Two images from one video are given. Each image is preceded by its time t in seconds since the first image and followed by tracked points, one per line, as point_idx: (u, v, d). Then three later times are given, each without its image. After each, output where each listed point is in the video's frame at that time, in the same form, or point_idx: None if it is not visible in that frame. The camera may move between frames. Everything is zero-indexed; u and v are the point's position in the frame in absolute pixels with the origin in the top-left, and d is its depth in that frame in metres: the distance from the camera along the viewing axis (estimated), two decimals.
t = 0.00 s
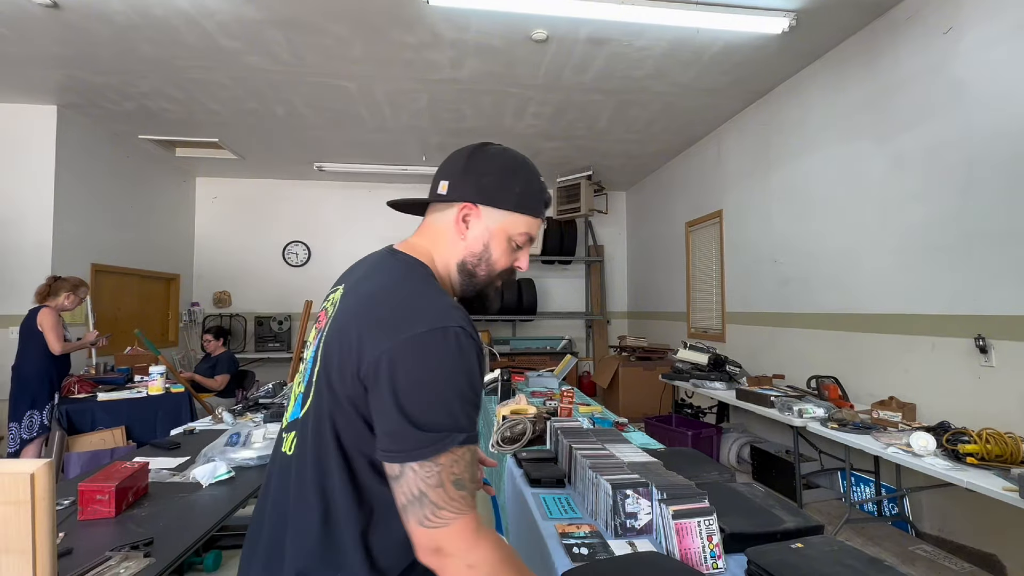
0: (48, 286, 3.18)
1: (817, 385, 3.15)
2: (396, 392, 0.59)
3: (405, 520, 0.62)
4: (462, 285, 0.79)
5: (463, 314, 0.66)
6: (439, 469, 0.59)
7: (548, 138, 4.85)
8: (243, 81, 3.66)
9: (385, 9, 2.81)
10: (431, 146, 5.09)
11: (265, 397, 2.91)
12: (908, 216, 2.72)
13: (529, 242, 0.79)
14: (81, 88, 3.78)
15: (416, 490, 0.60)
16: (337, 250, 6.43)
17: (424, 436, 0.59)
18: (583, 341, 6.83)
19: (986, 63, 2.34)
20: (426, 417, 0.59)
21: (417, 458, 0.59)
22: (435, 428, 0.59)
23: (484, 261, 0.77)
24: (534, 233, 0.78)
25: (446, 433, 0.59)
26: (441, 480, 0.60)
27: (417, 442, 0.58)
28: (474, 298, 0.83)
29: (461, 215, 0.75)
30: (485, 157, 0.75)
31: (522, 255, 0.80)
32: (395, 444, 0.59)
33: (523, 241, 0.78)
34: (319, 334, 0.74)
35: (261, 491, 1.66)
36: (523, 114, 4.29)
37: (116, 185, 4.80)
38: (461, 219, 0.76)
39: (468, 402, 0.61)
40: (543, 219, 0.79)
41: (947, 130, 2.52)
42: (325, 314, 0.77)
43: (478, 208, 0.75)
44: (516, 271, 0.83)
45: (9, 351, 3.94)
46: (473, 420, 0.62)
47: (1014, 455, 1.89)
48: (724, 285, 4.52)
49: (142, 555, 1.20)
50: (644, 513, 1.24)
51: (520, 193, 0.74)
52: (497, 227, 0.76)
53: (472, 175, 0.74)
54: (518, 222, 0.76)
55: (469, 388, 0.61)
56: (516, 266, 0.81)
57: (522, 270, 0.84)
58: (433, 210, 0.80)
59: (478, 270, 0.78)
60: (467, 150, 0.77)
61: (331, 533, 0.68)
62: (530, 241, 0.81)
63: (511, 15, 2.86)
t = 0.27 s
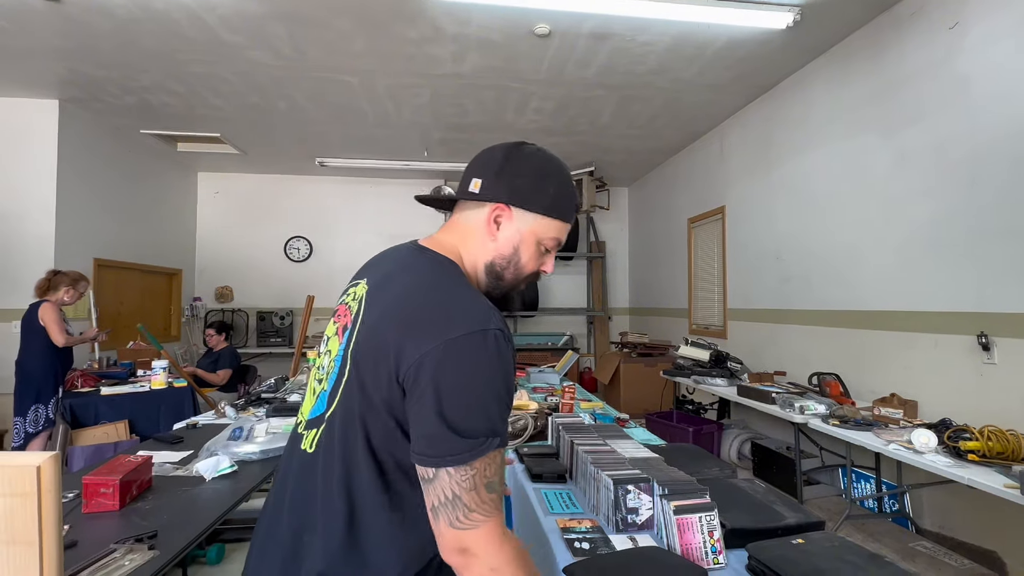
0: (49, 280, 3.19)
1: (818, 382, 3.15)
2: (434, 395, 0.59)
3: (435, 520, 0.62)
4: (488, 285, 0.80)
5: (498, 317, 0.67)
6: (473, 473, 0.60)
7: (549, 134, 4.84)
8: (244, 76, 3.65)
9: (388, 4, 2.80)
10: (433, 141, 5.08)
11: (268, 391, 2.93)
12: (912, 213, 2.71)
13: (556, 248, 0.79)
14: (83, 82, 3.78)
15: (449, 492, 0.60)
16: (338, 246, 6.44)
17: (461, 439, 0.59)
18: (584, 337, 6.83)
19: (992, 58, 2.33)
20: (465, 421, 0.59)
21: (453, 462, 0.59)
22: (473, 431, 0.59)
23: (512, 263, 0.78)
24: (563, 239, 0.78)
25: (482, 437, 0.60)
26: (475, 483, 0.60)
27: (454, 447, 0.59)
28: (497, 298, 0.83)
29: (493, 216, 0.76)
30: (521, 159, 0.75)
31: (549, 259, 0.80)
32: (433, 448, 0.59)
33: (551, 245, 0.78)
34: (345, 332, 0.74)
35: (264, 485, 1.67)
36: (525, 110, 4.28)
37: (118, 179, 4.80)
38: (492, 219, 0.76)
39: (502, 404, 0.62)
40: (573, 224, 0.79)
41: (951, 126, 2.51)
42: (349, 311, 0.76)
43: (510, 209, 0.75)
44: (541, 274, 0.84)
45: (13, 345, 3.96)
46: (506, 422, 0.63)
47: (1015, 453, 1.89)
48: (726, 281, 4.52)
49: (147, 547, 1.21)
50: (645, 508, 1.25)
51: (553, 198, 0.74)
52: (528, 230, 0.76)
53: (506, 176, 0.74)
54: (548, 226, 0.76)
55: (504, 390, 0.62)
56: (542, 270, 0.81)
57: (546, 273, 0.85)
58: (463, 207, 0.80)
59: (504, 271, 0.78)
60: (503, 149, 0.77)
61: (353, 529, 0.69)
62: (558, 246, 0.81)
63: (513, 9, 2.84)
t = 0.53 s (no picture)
0: (51, 274, 3.19)
1: (821, 377, 3.15)
2: (426, 392, 0.59)
3: (405, 520, 0.61)
4: (501, 289, 0.79)
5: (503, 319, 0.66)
6: (447, 476, 0.58)
7: (552, 128, 4.81)
8: (247, 69, 3.64)
9: None
10: (435, 135, 5.06)
11: (271, 385, 2.93)
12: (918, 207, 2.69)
13: (569, 257, 0.80)
14: (85, 76, 3.77)
15: (420, 490, 0.59)
16: (340, 240, 6.44)
17: (444, 441, 0.58)
18: (586, 332, 6.83)
19: (999, 50, 2.30)
20: (451, 421, 0.58)
21: (432, 461, 0.58)
22: (459, 434, 0.58)
23: (529, 268, 0.77)
24: (580, 250, 0.79)
25: (466, 442, 0.59)
26: (448, 487, 0.59)
27: (437, 447, 0.58)
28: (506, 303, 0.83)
29: (517, 220, 0.75)
30: (552, 167, 0.76)
31: (561, 268, 0.81)
32: (415, 444, 0.58)
33: (567, 254, 0.79)
34: (355, 324, 0.74)
35: (268, 478, 1.68)
36: (528, 103, 4.26)
37: (121, 173, 4.80)
38: (516, 222, 0.76)
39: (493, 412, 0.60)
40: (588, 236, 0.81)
41: (958, 119, 2.49)
42: (360, 304, 0.76)
43: (536, 216, 0.75)
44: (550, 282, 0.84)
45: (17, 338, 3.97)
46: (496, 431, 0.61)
47: (1019, 448, 1.89)
48: (728, 276, 4.51)
49: (152, 539, 1.22)
50: (648, 502, 1.25)
51: (578, 209, 0.76)
52: (549, 238, 0.76)
53: (536, 182, 0.74)
54: (569, 236, 0.77)
55: (497, 397, 0.61)
56: (552, 278, 0.82)
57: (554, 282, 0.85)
58: (486, 208, 0.79)
59: (520, 276, 0.78)
60: (532, 153, 0.77)
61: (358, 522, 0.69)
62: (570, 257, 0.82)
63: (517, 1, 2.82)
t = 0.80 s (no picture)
0: (52, 268, 3.18)
1: (824, 372, 3.14)
2: (401, 373, 0.58)
3: (361, 507, 0.58)
4: (500, 286, 0.79)
5: (489, 311, 0.64)
6: (410, 460, 0.56)
7: (554, 122, 4.79)
8: (248, 63, 3.63)
9: None
10: (436, 129, 5.05)
11: (274, 379, 2.94)
12: (922, 200, 2.67)
13: (565, 256, 0.81)
14: (86, 70, 3.77)
15: (382, 472, 0.57)
16: (342, 235, 6.44)
17: (410, 423, 0.56)
18: (588, 327, 6.83)
19: (1005, 42, 2.28)
20: (420, 404, 0.56)
21: (397, 442, 0.56)
22: (427, 418, 0.56)
23: (529, 267, 0.78)
24: (578, 249, 0.80)
25: (434, 430, 0.56)
26: (410, 473, 0.56)
27: (403, 429, 0.56)
28: (503, 300, 0.83)
29: (519, 219, 0.75)
30: (555, 166, 0.75)
31: (558, 266, 0.82)
32: (383, 424, 0.57)
33: (565, 253, 0.80)
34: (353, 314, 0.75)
35: (272, 471, 1.68)
36: (530, 97, 4.24)
37: (123, 168, 4.80)
38: (517, 220, 0.76)
39: (464, 403, 0.58)
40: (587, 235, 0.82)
41: (963, 112, 2.47)
42: (359, 297, 0.77)
43: (539, 215, 0.75)
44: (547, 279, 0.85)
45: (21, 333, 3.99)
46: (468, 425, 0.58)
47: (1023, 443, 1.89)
48: (731, 270, 4.50)
49: (158, 531, 1.23)
50: (652, 496, 1.25)
51: (580, 209, 0.76)
52: (550, 237, 0.76)
53: (539, 181, 0.74)
54: (569, 236, 0.77)
55: (472, 387, 0.58)
56: (550, 276, 0.83)
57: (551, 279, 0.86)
58: (487, 204, 0.78)
59: (520, 274, 0.78)
60: (535, 151, 0.76)
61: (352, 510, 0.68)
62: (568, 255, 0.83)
63: None
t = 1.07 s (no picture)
0: (56, 262, 3.17)
1: (827, 365, 3.13)
2: (389, 346, 0.59)
3: (367, 479, 0.59)
4: (479, 269, 0.79)
5: (467, 282, 0.66)
6: (410, 427, 0.57)
7: (557, 114, 4.77)
8: (249, 56, 3.62)
9: None
10: (439, 122, 5.03)
11: (278, 372, 2.95)
12: (929, 193, 2.65)
13: (543, 236, 0.81)
14: (88, 63, 3.76)
15: (384, 444, 0.58)
16: (345, 229, 6.44)
17: (403, 392, 0.57)
18: (591, 321, 6.83)
19: (1013, 32, 2.26)
20: (411, 372, 0.58)
21: (395, 411, 0.57)
22: (417, 385, 0.57)
23: (506, 247, 0.78)
24: (555, 227, 0.80)
25: (427, 396, 0.58)
26: (411, 439, 0.57)
27: (398, 398, 0.57)
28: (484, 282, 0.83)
29: (493, 202, 0.75)
30: (525, 147, 0.75)
31: (537, 244, 0.82)
32: (378, 396, 0.58)
33: (543, 231, 0.80)
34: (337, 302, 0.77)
35: (278, 464, 1.69)
36: (532, 90, 4.21)
37: (126, 162, 4.80)
38: (491, 204, 0.76)
39: (455, 367, 0.59)
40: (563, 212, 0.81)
41: (972, 104, 2.45)
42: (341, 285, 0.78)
43: (511, 197, 0.75)
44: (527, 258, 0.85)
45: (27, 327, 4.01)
46: (459, 387, 0.60)
47: None
48: (734, 263, 4.48)
49: (166, 523, 1.24)
50: (656, 488, 1.26)
51: (552, 187, 0.76)
52: (525, 218, 0.76)
53: (510, 163, 0.73)
54: (545, 215, 0.77)
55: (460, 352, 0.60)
56: (529, 254, 0.83)
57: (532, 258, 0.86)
58: (460, 189, 0.78)
59: (497, 256, 0.78)
60: (504, 133, 0.76)
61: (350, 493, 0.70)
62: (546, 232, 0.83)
63: None
